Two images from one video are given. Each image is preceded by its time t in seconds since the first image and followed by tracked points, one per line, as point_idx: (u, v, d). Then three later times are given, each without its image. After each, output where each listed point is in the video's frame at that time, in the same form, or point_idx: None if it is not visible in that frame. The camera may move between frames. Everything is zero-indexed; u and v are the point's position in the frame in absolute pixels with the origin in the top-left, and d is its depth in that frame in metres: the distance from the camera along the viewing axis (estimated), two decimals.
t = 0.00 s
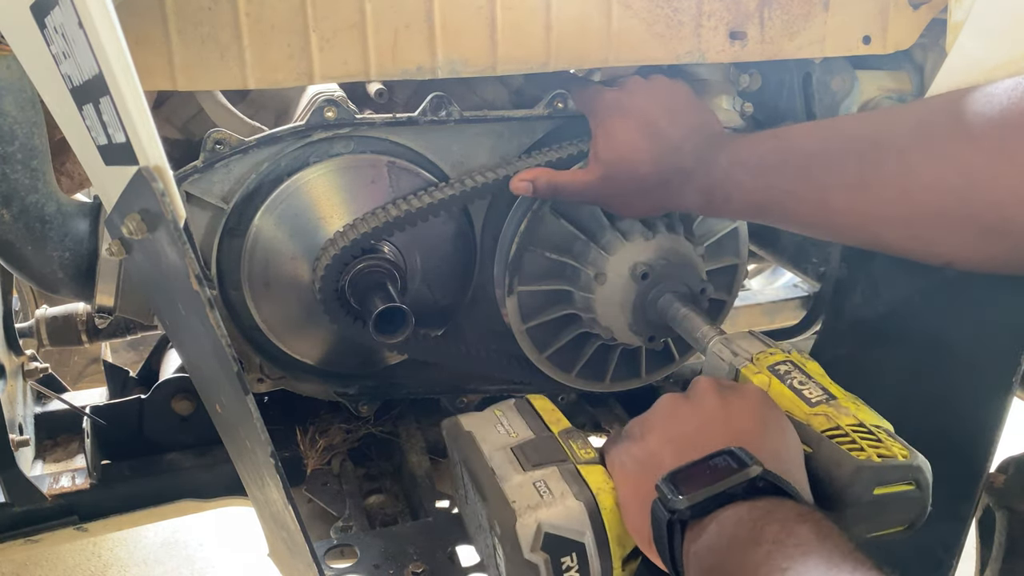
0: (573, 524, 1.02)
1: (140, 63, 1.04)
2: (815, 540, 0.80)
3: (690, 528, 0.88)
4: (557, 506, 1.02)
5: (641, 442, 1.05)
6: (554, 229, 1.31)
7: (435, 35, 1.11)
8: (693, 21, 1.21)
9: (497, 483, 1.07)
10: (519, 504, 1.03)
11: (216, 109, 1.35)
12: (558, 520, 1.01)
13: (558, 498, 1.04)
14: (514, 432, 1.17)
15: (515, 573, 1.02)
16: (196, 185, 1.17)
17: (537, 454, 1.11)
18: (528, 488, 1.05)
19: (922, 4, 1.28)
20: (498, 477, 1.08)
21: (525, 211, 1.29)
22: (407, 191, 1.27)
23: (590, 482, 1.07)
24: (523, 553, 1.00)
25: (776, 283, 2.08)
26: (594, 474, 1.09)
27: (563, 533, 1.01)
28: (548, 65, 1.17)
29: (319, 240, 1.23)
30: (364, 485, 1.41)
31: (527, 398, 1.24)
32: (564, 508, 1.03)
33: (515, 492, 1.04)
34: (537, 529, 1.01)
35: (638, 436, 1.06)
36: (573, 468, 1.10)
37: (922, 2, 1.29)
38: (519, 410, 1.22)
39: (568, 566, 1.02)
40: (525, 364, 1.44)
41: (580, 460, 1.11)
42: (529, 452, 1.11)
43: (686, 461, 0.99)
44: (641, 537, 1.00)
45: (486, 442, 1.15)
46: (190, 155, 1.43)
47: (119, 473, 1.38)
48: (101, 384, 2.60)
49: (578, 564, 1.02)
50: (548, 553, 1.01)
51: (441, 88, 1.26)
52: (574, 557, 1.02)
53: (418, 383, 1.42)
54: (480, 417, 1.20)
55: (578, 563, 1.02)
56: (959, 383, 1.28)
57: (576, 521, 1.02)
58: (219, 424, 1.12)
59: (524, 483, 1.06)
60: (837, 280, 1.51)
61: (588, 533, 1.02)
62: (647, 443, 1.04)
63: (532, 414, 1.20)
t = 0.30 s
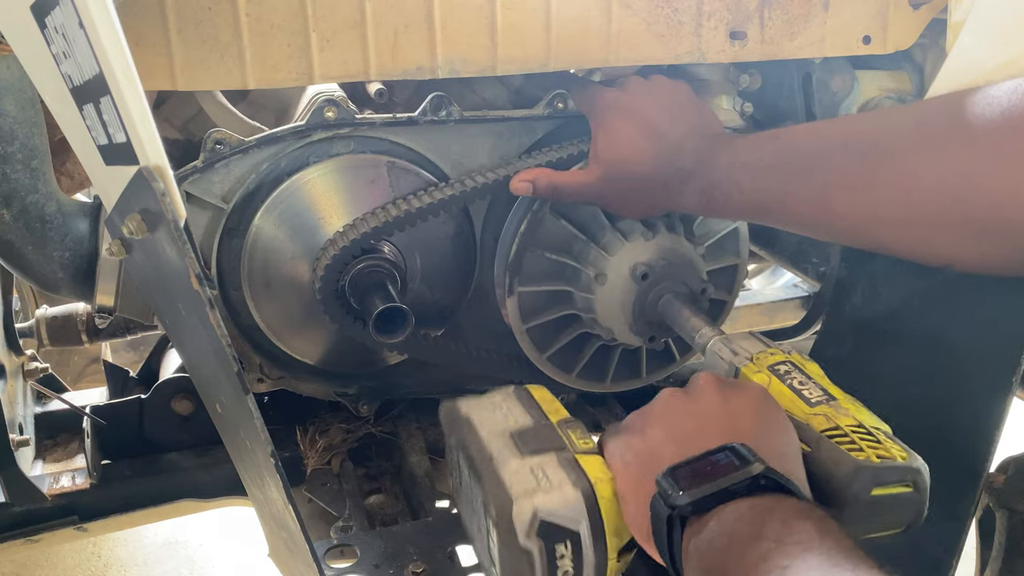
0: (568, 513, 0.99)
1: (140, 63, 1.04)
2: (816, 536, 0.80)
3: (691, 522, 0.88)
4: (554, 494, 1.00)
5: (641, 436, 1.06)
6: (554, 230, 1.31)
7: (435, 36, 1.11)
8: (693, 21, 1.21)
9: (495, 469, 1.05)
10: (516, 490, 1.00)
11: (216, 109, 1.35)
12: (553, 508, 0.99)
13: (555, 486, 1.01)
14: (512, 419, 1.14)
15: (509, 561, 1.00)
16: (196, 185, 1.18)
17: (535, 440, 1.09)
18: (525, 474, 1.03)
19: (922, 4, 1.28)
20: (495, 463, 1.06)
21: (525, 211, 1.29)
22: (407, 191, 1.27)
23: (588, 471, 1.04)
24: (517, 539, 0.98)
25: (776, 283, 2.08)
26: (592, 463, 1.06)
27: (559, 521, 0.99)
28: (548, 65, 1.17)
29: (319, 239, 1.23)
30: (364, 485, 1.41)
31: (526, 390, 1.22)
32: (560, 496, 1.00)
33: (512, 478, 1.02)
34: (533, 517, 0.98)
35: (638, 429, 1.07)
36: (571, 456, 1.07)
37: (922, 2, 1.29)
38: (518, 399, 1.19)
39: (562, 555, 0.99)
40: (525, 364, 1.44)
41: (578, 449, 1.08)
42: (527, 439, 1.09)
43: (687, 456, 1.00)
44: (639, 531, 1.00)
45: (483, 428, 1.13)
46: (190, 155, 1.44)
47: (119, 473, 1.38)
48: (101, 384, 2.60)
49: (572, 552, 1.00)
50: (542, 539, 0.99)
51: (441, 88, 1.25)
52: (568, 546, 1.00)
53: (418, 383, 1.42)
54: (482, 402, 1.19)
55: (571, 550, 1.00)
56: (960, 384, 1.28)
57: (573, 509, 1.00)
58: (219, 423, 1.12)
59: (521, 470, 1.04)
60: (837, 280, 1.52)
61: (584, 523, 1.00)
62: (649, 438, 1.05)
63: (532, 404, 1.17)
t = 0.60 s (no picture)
0: (589, 555, 1.05)
1: (140, 63, 1.04)
2: (830, 550, 0.81)
3: (707, 538, 0.89)
4: (573, 539, 1.05)
5: (652, 460, 1.05)
6: (555, 229, 1.31)
7: (435, 36, 1.11)
8: (693, 21, 1.22)
9: (512, 521, 1.10)
10: (536, 540, 1.06)
11: (216, 109, 1.35)
12: (574, 553, 1.04)
13: (574, 531, 1.06)
14: (525, 462, 1.20)
15: None
16: (196, 185, 1.18)
17: (549, 485, 1.14)
18: (544, 522, 1.08)
19: (922, 4, 1.28)
20: (512, 513, 1.11)
21: (526, 211, 1.29)
22: (407, 191, 1.26)
23: (605, 510, 1.10)
24: None
25: (776, 283, 2.08)
26: (608, 501, 1.12)
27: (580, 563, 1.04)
28: (549, 65, 1.17)
29: (319, 239, 1.23)
30: (364, 485, 1.41)
31: (534, 425, 1.29)
32: (579, 541, 1.05)
33: (531, 529, 1.07)
34: (555, 564, 1.04)
35: (649, 456, 1.06)
36: (586, 497, 1.12)
37: (922, 2, 1.29)
38: (528, 437, 1.25)
39: None
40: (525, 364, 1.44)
41: (592, 486, 1.14)
42: (541, 484, 1.14)
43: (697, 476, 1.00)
44: (661, 557, 1.02)
45: (498, 476, 1.18)
46: (190, 155, 1.44)
47: (119, 473, 1.38)
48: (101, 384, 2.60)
49: None
50: None
51: (441, 88, 1.25)
52: None
53: (418, 383, 1.42)
54: (491, 450, 1.24)
55: None
56: (959, 384, 1.28)
57: (593, 551, 1.05)
58: (219, 424, 1.12)
59: (538, 517, 1.09)
60: (837, 280, 1.52)
61: (606, 562, 1.05)
62: (659, 462, 1.04)
63: (541, 444, 1.22)
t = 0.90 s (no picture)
0: (580, 545, 1.04)
1: (140, 63, 1.04)
2: (827, 554, 0.81)
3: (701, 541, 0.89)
4: (564, 528, 1.04)
5: (648, 459, 1.05)
6: (555, 230, 1.31)
7: (436, 36, 1.11)
8: (693, 21, 1.22)
9: (503, 506, 1.09)
10: (527, 527, 1.05)
11: (216, 109, 1.35)
12: (565, 542, 1.03)
13: (565, 520, 1.05)
14: (519, 449, 1.18)
15: None
16: (196, 185, 1.18)
17: (542, 472, 1.13)
18: (535, 509, 1.07)
19: (922, 4, 1.28)
20: (504, 498, 1.10)
21: (526, 211, 1.29)
22: (407, 191, 1.26)
23: (597, 501, 1.08)
24: None
25: (776, 283, 2.08)
26: (600, 492, 1.10)
27: (570, 553, 1.03)
28: (549, 65, 1.17)
29: (319, 240, 1.23)
30: (364, 485, 1.41)
31: (530, 415, 1.26)
32: (571, 530, 1.04)
33: (521, 515, 1.06)
34: (544, 553, 1.02)
35: (645, 455, 1.06)
36: (579, 486, 1.11)
37: (922, 2, 1.29)
38: (525, 427, 1.23)
39: None
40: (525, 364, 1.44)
41: (585, 477, 1.13)
42: (535, 472, 1.13)
43: (692, 475, 0.99)
44: (653, 554, 1.01)
45: (491, 462, 1.16)
46: (190, 155, 1.44)
47: (119, 473, 1.38)
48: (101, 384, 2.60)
49: None
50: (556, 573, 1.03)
51: (441, 88, 1.25)
52: None
53: (418, 383, 1.42)
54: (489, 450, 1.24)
55: None
56: (960, 383, 1.28)
57: (584, 541, 1.04)
58: (219, 424, 1.12)
59: (530, 504, 1.08)
60: (837, 280, 1.52)
61: (596, 552, 1.04)
62: (655, 461, 1.04)
63: (536, 431, 1.21)
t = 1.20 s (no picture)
0: (573, 530, 1.00)
1: (140, 63, 1.04)
2: (820, 547, 0.81)
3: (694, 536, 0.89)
4: (559, 512, 1.00)
5: (644, 452, 1.05)
6: (555, 230, 1.31)
7: (436, 36, 1.11)
8: (693, 21, 1.22)
9: (498, 490, 1.05)
10: (522, 510, 1.01)
11: (215, 109, 1.35)
12: (559, 527, 0.99)
13: (560, 505, 1.01)
14: (515, 437, 1.15)
15: None
16: (196, 185, 1.18)
17: (538, 460, 1.10)
18: (531, 493, 1.03)
19: (922, 4, 1.28)
20: (500, 482, 1.06)
21: (526, 211, 1.29)
22: (406, 191, 1.26)
23: (593, 489, 1.04)
24: (526, 560, 0.98)
25: (776, 283, 2.08)
26: (596, 481, 1.06)
27: (562, 538, 0.99)
28: (548, 65, 1.17)
29: (318, 240, 1.23)
30: (364, 485, 1.41)
31: (527, 406, 1.24)
32: (566, 516, 1.00)
33: (515, 498, 1.02)
34: (538, 537, 0.98)
35: (641, 447, 1.06)
36: (575, 474, 1.07)
37: (922, 2, 1.29)
38: (523, 418, 1.20)
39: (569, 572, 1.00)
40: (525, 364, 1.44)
41: (581, 466, 1.09)
42: (530, 458, 1.10)
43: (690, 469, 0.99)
44: (647, 546, 1.00)
45: (488, 449, 1.13)
46: (190, 155, 1.43)
47: (119, 473, 1.38)
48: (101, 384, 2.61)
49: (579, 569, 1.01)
50: (551, 560, 0.99)
51: (441, 88, 1.26)
52: (575, 565, 1.01)
53: (418, 383, 1.42)
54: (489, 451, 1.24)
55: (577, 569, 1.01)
56: (959, 384, 1.28)
57: (580, 526, 1.00)
58: (219, 423, 1.12)
59: (524, 489, 1.04)
60: (837, 281, 1.52)
61: (590, 539, 1.01)
62: (650, 453, 1.04)
63: (535, 421, 1.19)
